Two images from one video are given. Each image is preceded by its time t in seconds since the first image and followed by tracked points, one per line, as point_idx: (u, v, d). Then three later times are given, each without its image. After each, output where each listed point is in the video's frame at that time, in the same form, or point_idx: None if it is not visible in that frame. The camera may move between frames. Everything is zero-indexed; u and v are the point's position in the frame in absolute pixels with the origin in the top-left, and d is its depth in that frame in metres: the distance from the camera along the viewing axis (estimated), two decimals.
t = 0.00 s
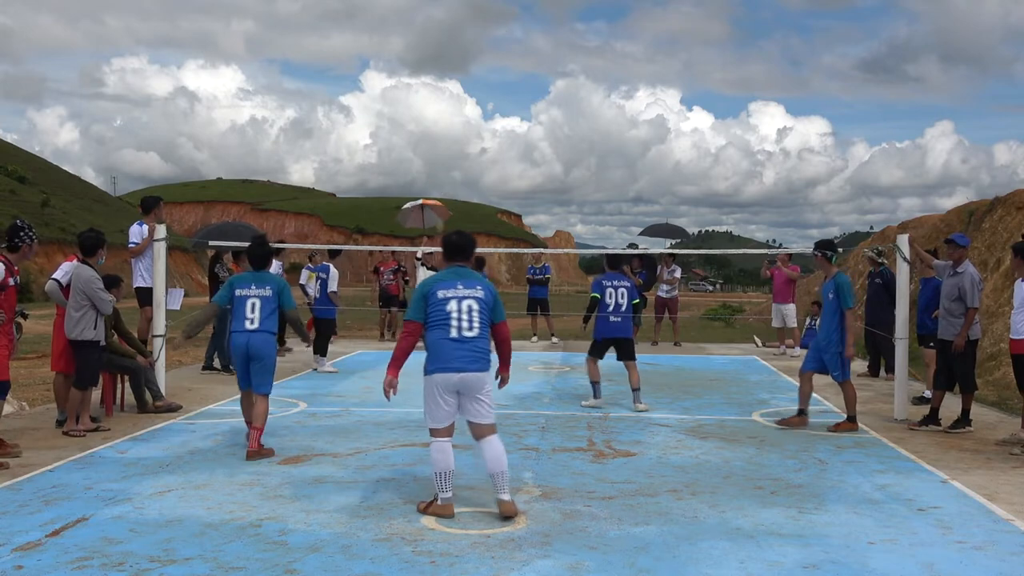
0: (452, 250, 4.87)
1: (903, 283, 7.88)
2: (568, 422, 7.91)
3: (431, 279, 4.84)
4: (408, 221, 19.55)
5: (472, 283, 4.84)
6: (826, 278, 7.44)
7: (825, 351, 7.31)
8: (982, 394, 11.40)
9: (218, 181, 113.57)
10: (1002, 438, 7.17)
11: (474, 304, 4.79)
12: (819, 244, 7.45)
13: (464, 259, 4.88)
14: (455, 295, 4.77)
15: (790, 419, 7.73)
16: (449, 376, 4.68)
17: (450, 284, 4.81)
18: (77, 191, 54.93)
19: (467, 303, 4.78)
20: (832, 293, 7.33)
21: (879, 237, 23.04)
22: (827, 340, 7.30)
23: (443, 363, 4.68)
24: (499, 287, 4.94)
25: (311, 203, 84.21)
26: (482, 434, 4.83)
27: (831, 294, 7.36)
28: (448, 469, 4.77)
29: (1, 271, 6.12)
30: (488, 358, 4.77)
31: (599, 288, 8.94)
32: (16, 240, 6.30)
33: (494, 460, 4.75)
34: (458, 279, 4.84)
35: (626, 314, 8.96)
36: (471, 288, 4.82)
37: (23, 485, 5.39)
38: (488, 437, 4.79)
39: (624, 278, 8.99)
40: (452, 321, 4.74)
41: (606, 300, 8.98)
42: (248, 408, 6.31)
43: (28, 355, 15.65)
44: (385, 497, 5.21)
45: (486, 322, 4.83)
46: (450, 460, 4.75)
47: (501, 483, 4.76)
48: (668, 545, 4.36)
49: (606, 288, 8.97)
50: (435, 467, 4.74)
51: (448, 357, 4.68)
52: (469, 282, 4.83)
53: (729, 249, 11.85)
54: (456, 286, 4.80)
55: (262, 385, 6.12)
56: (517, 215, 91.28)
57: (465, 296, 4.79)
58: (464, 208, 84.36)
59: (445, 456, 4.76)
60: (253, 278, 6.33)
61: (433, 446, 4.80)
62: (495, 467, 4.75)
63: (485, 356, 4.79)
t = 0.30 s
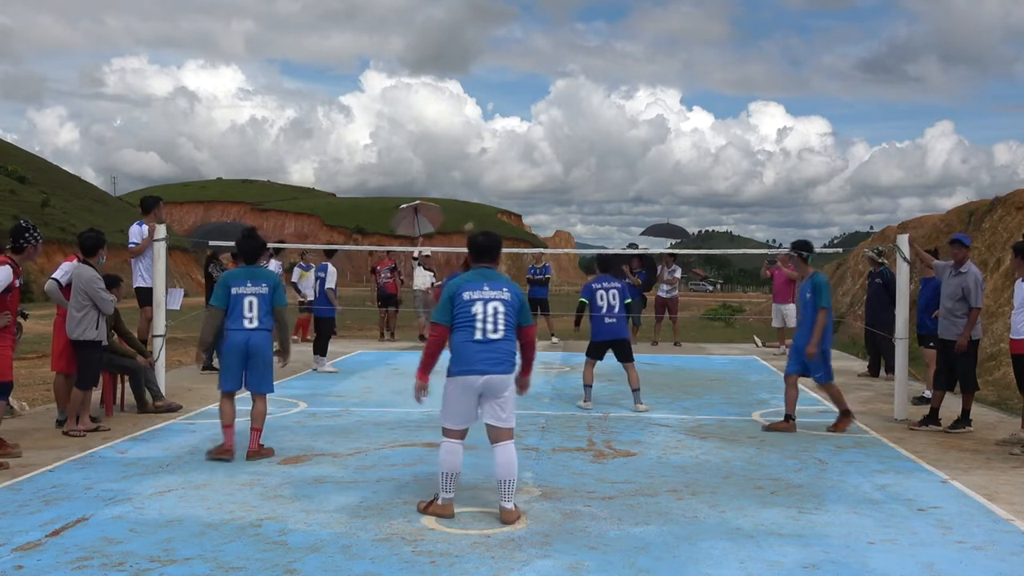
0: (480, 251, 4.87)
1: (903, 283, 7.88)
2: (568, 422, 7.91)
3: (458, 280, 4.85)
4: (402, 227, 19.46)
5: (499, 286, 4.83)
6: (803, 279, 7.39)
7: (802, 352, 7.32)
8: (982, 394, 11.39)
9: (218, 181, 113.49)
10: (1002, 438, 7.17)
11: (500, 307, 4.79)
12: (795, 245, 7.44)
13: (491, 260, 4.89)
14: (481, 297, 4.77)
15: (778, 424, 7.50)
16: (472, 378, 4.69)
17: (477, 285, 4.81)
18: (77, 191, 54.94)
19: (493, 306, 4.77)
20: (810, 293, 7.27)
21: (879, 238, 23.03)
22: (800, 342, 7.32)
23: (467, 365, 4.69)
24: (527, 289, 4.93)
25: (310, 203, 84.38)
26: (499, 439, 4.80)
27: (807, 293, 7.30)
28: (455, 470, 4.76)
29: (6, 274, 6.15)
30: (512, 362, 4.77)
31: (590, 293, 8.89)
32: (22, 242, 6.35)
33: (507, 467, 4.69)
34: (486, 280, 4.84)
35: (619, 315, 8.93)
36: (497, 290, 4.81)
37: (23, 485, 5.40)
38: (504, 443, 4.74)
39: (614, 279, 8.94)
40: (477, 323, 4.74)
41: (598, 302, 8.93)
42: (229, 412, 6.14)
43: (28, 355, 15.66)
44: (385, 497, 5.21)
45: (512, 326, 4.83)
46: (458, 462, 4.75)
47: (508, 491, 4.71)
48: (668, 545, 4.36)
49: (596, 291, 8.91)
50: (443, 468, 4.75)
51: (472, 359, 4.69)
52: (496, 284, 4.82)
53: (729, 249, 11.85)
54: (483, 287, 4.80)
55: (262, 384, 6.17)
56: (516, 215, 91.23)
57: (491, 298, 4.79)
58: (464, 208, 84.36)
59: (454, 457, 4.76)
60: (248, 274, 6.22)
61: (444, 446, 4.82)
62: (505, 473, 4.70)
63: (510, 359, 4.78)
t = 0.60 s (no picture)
0: (488, 250, 4.88)
1: (903, 283, 7.88)
2: (568, 422, 7.91)
3: (467, 280, 4.86)
4: (401, 231, 19.46)
5: (507, 285, 4.83)
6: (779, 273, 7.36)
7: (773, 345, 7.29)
8: (982, 394, 11.39)
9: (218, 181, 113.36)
10: (1002, 438, 7.17)
11: (508, 307, 4.78)
12: (773, 240, 7.39)
13: (500, 259, 4.90)
14: (488, 298, 4.77)
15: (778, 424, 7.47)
16: (479, 378, 4.69)
17: (485, 286, 4.81)
18: (77, 191, 54.95)
19: (501, 306, 4.77)
20: (785, 288, 7.24)
21: (879, 238, 23.03)
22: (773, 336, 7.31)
23: (474, 365, 4.70)
24: (537, 288, 4.90)
25: (311, 203, 84.40)
26: (504, 440, 4.79)
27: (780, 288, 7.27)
28: (457, 470, 4.75)
29: (8, 272, 6.16)
30: (520, 362, 4.75)
31: (582, 291, 9.02)
32: (17, 237, 6.35)
33: (510, 469, 4.68)
34: (494, 280, 4.83)
35: (609, 313, 8.90)
36: (504, 290, 4.81)
37: (23, 485, 5.40)
38: (507, 443, 4.74)
39: (606, 277, 9.01)
40: (485, 323, 4.74)
41: (590, 301, 9.03)
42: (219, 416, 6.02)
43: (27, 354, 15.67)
44: (385, 497, 5.21)
45: (520, 326, 4.81)
46: (462, 463, 4.74)
47: (510, 491, 4.70)
48: (668, 545, 4.36)
49: (589, 290, 9.04)
50: (447, 468, 4.75)
51: (478, 360, 4.70)
52: (504, 284, 4.82)
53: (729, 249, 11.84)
54: (491, 288, 4.80)
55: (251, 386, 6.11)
56: (516, 215, 91.21)
57: (499, 298, 4.78)
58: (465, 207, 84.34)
59: (459, 457, 4.75)
60: (234, 275, 6.21)
61: (450, 445, 4.81)
62: (508, 474, 4.69)
63: (519, 358, 4.77)
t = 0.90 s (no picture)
0: (478, 250, 4.85)
1: (903, 283, 7.88)
2: (568, 422, 7.91)
3: (457, 282, 4.86)
4: (400, 231, 19.42)
5: (496, 287, 4.80)
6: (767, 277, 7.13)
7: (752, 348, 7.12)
8: (982, 394, 11.39)
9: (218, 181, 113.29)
10: (1002, 438, 7.17)
11: (496, 308, 4.76)
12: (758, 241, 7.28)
13: (490, 259, 4.87)
14: (477, 300, 4.76)
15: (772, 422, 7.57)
16: (469, 379, 4.71)
17: (473, 288, 4.80)
18: (78, 191, 54.96)
19: (489, 308, 4.75)
20: (770, 293, 6.97)
21: (878, 238, 23.04)
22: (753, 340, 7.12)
23: (463, 367, 4.72)
24: (527, 287, 4.85)
25: (311, 203, 84.42)
26: (499, 439, 4.79)
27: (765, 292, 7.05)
28: (456, 469, 4.76)
29: (6, 270, 6.15)
30: (510, 363, 4.74)
31: (589, 291, 8.99)
32: (14, 235, 6.32)
33: (507, 467, 4.69)
34: (483, 281, 4.82)
35: (614, 316, 8.88)
36: (493, 292, 4.78)
37: (23, 485, 5.40)
38: (503, 443, 4.74)
39: (613, 278, 8.88)
40: (474, 325, 4.74)
41: (597, 301, 9.04)
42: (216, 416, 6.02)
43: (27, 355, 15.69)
44: (385, 497, 5.21)
45: (510, 327, 4.79)
46: (460, 461, 4.75)
47: (507, 491, 4.72)
48: (668, 545, 4.36)
49: (596, 289, 9.02)
50: (445, 467, 4.75)
51: (467, 362, 4.71)
52: (493, 285, 4.80)
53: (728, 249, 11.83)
54: (480, 289, 4.78)
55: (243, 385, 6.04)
56: (516, 215, 91.21)
57: (488, 300, 4.77)
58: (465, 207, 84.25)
59: (456, 456, 4.76)
60: (227, 273, 6.18)
61: (447, 444, 4.82)
62: (504, 474, 4.70)
63: (509, 358, 4.76)
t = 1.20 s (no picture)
0: (457, 250, 4.83)
1: (903, 283, 7.88)
2: (568, 422, 7.91)
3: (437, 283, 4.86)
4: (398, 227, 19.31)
5: (475, 287, 4.79)
6: (752, 274, 6.98)
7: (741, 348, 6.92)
8: (982, 394, 11.39)
9: (218, 181, 113.21)
10: (1002, 438, 7.17)
11: (475, 309, 4.75)
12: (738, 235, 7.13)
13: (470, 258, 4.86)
14: (456, 301, 4.76)
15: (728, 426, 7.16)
16: (452, 379, 4.73)
17: (453, 288, 4.80)
18: (77, 191, 54.96)
19: (469, 309, 4.75)
20: (761, 288, 6.83)
21: (878, 238, 23.04)
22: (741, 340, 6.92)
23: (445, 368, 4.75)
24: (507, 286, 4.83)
25: (311, 203, 84.43)
26: (493, 433, 4.84)
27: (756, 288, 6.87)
28: (452, 467, 4.78)
29: (5, 270, 6.15)
30: (491, 363, 4.74)
31: (608, 287, 9.03)
32: (12, 236, 6.28)
33: (501, 458, 4.74)
34: (462, 281, 4.81)
35: (631, 314, 8.92)
36: (473, 292, 4.77)
37: (23, 485, 5.40)
38: (496, 435, 4.81)
39: (633, 276, 8.96)
40: (454, 326, 4.75)
41: (616, 299, 9.03)
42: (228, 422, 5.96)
43: (27, 355, 15.69)
44: (385, 497, 5.21)
45: (491, 326, 4.78)
46: (454, 460, 4.78)
47: (504, 481, 4.77)
48: (669, 545, 4.36)
49: (614, 286, 9.08)
50: (440, 466, 4.77)
51: (449, 363, 4.74)
52: (472, 285, 4.79)
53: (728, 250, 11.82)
54: (459, 290, 4.78)
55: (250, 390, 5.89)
56: (517, 215, 91.18)
57: (467, 300, 4.76)
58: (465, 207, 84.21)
59: (450, 455, 4.79)
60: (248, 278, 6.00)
61: (441, 445, 4.84)
62: (501, 465, 4.75)
63: (491, 358, 4.76)
